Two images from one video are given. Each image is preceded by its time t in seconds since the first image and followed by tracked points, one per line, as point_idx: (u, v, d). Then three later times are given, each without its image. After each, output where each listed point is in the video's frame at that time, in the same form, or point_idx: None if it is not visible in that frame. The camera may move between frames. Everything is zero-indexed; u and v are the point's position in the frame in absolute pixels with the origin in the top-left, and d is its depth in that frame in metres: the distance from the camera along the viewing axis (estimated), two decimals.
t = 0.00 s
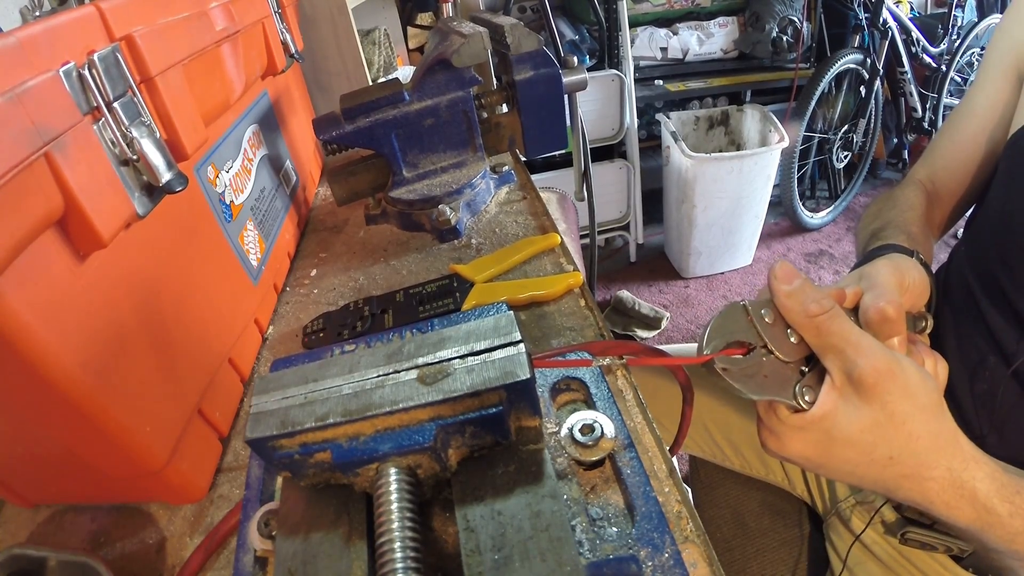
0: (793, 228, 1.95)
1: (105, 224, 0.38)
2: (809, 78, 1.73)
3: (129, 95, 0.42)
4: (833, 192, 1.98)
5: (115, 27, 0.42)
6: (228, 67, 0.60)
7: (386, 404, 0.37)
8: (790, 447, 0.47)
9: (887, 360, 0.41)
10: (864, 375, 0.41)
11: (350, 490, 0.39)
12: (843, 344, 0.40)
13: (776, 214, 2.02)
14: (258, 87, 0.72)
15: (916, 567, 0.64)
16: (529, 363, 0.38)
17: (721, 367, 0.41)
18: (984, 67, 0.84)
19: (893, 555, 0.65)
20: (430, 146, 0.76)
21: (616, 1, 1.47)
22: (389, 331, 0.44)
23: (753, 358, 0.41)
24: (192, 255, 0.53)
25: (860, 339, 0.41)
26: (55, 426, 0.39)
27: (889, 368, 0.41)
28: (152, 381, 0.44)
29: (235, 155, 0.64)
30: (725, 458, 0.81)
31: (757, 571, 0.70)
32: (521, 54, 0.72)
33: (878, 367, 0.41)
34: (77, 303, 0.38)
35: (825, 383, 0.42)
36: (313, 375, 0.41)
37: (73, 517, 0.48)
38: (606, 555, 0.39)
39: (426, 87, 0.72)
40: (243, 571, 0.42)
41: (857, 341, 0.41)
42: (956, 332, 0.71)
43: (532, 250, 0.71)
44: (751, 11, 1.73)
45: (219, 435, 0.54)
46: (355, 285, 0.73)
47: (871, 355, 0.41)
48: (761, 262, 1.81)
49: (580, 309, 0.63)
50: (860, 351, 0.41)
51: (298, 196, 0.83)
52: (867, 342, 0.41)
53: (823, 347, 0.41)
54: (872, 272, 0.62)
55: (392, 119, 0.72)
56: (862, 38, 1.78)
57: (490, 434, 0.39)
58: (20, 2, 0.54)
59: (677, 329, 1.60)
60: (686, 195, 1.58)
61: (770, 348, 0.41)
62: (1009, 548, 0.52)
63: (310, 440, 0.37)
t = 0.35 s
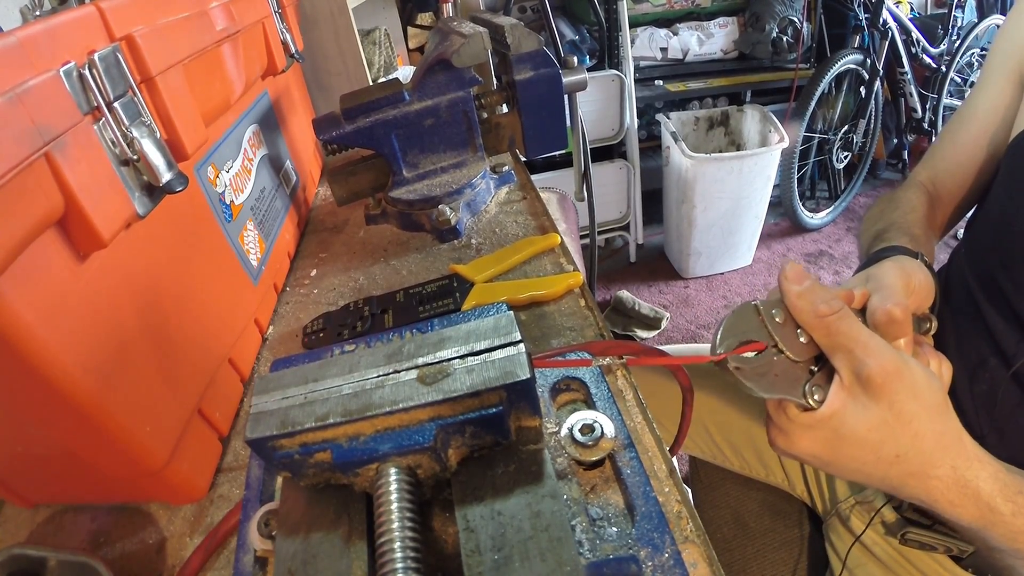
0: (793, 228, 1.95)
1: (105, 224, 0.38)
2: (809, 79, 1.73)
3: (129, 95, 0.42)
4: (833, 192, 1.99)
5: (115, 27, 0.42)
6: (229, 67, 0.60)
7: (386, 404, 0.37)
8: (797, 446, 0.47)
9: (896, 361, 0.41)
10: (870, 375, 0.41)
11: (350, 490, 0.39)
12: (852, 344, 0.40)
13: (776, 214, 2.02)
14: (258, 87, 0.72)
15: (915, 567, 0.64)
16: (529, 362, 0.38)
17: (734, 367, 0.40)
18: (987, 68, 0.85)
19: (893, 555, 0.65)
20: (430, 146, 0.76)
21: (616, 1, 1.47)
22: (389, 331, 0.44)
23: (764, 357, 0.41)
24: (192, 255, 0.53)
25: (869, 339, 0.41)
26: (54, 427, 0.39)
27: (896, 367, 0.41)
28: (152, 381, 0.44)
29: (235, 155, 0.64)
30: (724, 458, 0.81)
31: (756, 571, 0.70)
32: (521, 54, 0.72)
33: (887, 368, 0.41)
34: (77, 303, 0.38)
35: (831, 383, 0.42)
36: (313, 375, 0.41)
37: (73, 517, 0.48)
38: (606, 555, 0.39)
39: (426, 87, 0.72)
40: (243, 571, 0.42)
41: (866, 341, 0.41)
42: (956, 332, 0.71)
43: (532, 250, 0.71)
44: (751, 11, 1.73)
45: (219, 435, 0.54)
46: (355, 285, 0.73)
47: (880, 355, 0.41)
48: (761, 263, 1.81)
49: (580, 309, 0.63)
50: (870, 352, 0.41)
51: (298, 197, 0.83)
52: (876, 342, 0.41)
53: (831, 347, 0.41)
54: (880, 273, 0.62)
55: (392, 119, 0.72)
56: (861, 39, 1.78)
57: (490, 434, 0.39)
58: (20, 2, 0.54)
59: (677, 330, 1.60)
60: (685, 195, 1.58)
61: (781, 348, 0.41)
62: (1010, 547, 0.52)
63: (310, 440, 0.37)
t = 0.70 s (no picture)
0: (794, 229, 1.95)
1: (106, 223, 0.38)
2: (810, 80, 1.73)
3: (131, 94, 0.42)
4: (833, 193, 1.99)
5: (118, 25, 0.42)
6: (230, 66, 0.60)
7: (386, 404, 0.37)
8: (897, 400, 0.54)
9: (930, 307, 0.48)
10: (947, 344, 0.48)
11: (350, 489, 0.39)
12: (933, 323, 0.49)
13: (777, 215, 2.02)
14: (259, 86, 0.72)
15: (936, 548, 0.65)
16: (529, 362, 0.38)
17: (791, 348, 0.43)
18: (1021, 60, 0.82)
19: (921, 539, 0.65)
20: (430, 145, 0.76)
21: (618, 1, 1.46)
22: (389, 331, 0.44)
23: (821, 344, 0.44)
24: (193, 254, 0.53)
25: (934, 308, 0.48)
26: (54, 425, 0.39)
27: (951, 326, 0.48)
28: (153, 379, 0.44)
29: (236, 154, 0.64)
30: (739, 452, 0.78)
31: (766, 565, 0.71)
32: (521, 54, 0.72)
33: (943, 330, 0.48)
34: (78, 301, 0.38)
35: (929, 352, 0.50)
36: (313, 374, 0.41)
37: (72, 516, 0.48)
38: (606, 555, 0.39)
39: (426, 87, 0.72)
40: (243, 570, 0.42)
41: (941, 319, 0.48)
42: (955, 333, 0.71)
43: (532, 250, 0.71)
44: (751, 12, 1.71)
45: (219, 434, 0.54)
46: (355, 285, 0.73)
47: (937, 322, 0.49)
48: (761, 263, 1.81)
49: (580, 309, 0.63)
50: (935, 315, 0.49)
51: (298, 196, 0.83)
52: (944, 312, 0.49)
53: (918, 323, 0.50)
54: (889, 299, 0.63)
55: (393, 119, 0.72)
56: (862, 41, 1.77)
57: (489, 434, 0.39)
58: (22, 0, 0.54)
59: (677, 330, 1.60)
60: (686, 195, 1.58)
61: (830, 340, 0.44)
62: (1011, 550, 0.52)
63: (310, 439, 0.37)
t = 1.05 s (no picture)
0: (793, 230, 1.95)
1: (106, 224, 0.38)
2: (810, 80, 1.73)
3: (131, 95, 0.42)
4: (833, 194, 1.99)
5: (118, 26, 0.42)
6: (230, 67, 0.60)
7: (386, 404, 0.37)
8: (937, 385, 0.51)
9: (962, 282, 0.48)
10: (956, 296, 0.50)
11: (350, 490, 0.39)
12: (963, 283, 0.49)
13: (776, 215, 2.02)
14: (259, 87, 0.72)
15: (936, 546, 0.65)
16: (529, 362, 0.38)
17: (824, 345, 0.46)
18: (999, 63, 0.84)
19: (919, 537, 0.66)
20: (430, 146, 0.76)
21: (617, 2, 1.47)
22: (389, 331, 0.44)
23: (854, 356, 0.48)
24: (193, 254, 0.53)
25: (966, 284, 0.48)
26: (53, 426, 0.39)
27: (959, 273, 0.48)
28: (152, 380, 0.44)
29: (236, 155, 0.64)
30: (740, 454, 0.78)
31: (767, 566, 0.71)
32: (521, 55, 0.72)
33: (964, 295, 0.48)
34: (78, 301, 0.38)
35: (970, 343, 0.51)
36: (313, 375, 0.41)
37: (72, 516, 0.48)
38: (606, 554, 0.39)
39: (426, 88, 0.72)
40: (243, 571, 0.42)
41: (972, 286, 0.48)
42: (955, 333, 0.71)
43: (532, 251, 0.71)
44: (751, 12, 1.71)
45: (219, 435, 0.54)
46: (355, 285, 0.73)
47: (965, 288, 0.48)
48: (761, 263, 1.81)
49: (580, 309, 0.63)
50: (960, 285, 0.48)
51: (298, 196, 0.83)
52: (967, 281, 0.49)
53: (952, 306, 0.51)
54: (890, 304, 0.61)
55: (393, 119, 0.72)
56: (862, 41, 1.77)
57: (489, 434, 0.39)
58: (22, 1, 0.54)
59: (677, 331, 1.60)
60: (686, 196, 1.58)
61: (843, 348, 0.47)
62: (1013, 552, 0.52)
63: (310, 439, 0.37)
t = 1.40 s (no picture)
0: (793, 230, 1.95)
1: (107, 224, 0.38)
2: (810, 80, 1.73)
3: (131, 95, 0.42)
4: (833, 193, 1.99)
5: (117, 26, 0.42)
6: (230, 66, 0.60)
7: (386, 404, 0.37)
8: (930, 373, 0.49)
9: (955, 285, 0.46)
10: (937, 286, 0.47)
11: (350, 490, 0.39)
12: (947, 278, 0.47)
13: (776, 215, 2.02)
14: (259, 86, 0.72)
15: (926, 555, 0.65)
16: (529, 362, 0.38)
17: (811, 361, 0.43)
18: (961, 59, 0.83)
19: (906, 543, 0.66)
20: (430, 146, 0.76)
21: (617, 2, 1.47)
22: (389, 331, 0.44)
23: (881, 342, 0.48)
24: (193, 254, 0.53)
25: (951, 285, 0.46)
26: (53, 425, 0.39)
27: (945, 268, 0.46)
28: (152, 380, 0.44)
29: (236, 154, 0.64)
30: (736, 453, 0.78)
31: (764, 564, 0.74)
32: (522, 54, 0.72)
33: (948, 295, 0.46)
34: (78, 300, 0.38)
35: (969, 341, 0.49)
36: (313, 375, 0.41)
37: (72, 516, 0.48)
38: (606, 555, 0.39)
39: (426, 87, 0.72)
40: (243, 571, 0.42)
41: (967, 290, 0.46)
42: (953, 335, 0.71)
43: (532, 250, 0.71)
44: (751, 12, 1.72)
45: (219, 435, 0.54)
46: (355, 285, 0.73)
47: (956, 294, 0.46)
48: (761, 263, 1.81)
49: (580, 309, 0.63)
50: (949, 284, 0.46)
51: (298, 196, 0.83)
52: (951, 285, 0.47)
53: (958, 308, 0.47)
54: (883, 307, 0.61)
55: (394, 119, 0.72)
56: (862, 41, 1.77)
57: (489, 434, 0.39)
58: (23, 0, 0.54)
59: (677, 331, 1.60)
60: (686, 196, 1.58)
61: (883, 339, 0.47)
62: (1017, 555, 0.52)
63: (310, 439, 0.37)
